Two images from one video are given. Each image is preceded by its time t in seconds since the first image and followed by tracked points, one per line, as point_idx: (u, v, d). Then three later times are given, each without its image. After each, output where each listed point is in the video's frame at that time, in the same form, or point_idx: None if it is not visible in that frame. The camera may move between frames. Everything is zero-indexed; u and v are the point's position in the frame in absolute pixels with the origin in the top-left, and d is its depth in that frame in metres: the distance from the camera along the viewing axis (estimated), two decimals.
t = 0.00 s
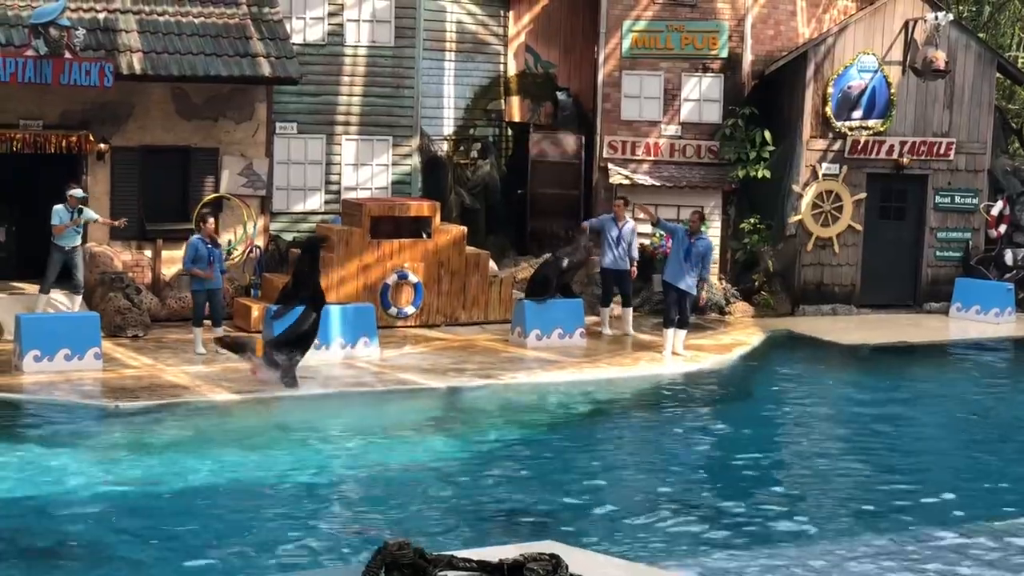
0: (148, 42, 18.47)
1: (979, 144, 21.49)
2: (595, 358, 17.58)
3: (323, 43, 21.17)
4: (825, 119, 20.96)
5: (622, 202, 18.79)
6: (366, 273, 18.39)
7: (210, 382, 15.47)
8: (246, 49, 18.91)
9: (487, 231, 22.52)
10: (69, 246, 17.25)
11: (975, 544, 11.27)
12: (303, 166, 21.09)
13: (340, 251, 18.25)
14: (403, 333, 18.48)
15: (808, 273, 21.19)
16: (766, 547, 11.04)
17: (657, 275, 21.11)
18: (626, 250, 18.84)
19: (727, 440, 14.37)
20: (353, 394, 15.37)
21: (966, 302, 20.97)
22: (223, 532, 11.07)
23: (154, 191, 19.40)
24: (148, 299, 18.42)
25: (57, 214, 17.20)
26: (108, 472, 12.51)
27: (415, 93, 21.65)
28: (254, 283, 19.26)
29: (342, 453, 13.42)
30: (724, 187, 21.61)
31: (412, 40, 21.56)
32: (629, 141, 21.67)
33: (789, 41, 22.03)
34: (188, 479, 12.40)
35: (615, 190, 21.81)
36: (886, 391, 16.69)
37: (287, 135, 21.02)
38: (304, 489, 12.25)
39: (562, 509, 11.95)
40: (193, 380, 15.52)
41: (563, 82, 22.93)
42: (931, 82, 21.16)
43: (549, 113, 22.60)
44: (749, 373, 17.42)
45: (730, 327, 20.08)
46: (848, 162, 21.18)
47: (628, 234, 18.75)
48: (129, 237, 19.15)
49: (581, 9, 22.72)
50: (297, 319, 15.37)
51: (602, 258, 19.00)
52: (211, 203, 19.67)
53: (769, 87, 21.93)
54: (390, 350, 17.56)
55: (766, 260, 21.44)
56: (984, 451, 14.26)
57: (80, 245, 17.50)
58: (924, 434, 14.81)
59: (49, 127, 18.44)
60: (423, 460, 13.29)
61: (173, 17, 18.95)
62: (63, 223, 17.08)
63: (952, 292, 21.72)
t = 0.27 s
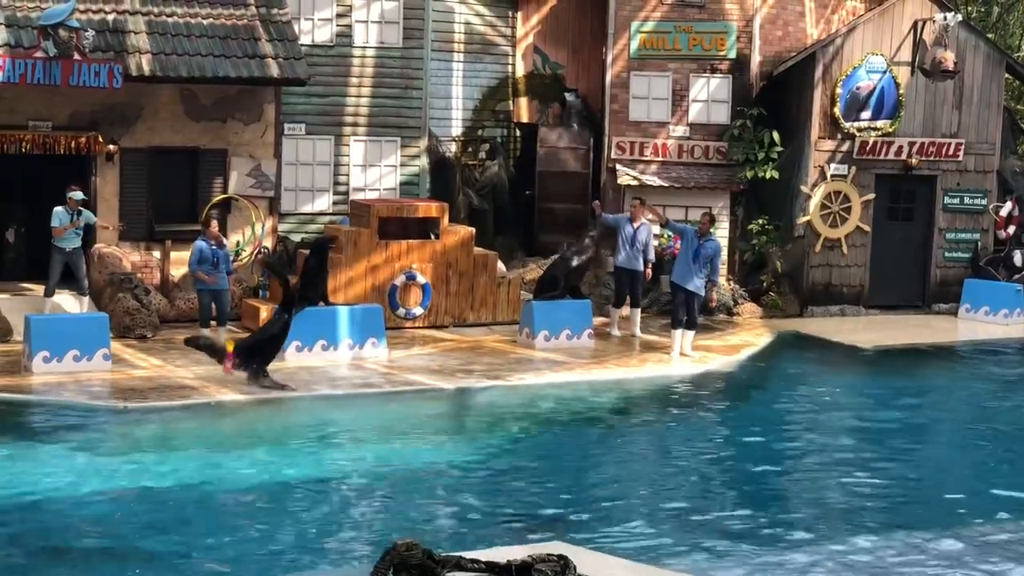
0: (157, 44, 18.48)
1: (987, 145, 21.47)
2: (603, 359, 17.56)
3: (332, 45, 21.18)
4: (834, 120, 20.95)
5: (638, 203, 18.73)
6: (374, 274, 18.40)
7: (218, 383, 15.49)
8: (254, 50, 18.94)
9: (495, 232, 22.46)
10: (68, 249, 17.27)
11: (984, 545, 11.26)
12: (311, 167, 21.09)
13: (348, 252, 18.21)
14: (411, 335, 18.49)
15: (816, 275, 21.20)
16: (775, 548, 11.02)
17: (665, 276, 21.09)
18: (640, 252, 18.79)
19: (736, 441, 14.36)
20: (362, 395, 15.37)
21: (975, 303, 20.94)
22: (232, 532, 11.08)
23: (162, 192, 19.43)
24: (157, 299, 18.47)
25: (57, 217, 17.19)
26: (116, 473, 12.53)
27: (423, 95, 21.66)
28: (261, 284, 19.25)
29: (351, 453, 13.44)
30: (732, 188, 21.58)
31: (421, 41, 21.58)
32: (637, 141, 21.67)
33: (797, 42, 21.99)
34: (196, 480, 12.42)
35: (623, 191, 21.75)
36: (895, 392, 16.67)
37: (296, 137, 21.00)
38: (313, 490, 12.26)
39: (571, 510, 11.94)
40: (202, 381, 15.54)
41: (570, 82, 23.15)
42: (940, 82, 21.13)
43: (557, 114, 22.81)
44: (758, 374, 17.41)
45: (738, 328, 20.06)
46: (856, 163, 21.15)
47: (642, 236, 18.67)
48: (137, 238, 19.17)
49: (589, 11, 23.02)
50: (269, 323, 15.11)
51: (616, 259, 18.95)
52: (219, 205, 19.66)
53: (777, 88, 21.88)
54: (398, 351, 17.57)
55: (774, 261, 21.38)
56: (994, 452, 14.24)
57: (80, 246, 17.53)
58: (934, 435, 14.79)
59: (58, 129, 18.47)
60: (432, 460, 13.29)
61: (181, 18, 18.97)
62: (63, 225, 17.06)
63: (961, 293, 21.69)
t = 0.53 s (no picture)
0: (167, 45, 18.50)
1: (998, 146, 21.44)
2: (613, 361, 17.54)
3: (342, 46, 21.21)
4: (844, 121, 20.91)
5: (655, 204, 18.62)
6: (384, 275, 18.41)
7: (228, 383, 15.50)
8: (265, 52, 18.97)
9: (505, 232, 22.64)
10: (70, 250, 17.34)
11: (996, 547, 11.24)
12: (321, 168, 21.12)
13: (358, 253, 18.20)
14: (421, 335, 18.50)
15: (826, 276, 21.16)
16: (787, 550, 11.01)
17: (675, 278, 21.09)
18: (654, 254, 18.77)
19: (747, 443, 14.35)
20: (372, 395, 15.38)
21: (986, 304, 20.90)
22: (243, 533, 11.08)
23: (173, 193, 19.46)
24: (166, 300, 18.42)
25: (58, 218, 17.27)
26: (127, 474, 12.54)
27: (433, 96, 21.68)
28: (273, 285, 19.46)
29: (361, 454, 13.43)
30: (742, 189, 21.62)
31: (430, 43, 21.60)
32: (647, 143, 21.64)
33: (807, 44, 21.92)
34: (207, 481, 12.42)
35: (634, 193, 21.71)
36: (906, 394, 16.66)
37: (305, 137, 21.05)
38: (324, 491, 12.26)
39: (582, 512, 11.94)
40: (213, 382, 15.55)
41: (580, 84, 22.82)
42: (951, 83, 21.10)
43: (568, 115, 22.66)
44: (768, 376, 17.40)
45: (748, 329, 20.05)
46: (867, 164, 21.11)
47: (656, 238, 18.62)
48: (148, 239, 19.18)
49: (601, 10, 22.69)
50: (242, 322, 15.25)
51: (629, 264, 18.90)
52: (229, 205, 19.66)
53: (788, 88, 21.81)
54: (408, 352, 17.57)
55: (785, 262, 21.34)
56: (1005, 453, 14.22)
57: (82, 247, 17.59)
58: (945, 437, 14.78)
59: (69, 130, 18.52)
60: (442, 461, 13.29)
61: (192, 20, 19.00)
62: (64, 226, 17.15)
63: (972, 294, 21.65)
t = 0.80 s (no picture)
0: (179, 47, 18.53)
1: (1010, 147, 21.38)
2: (624, 362, 17.53)
3: (353, 47, 21.20)
4: (856, 122, 20.87)
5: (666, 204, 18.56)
6: (395, 276, 18.44)
7: (238, 385, 15.51)
8: (276, 53, 18.99)
9: (516, 233, 22.62)
10: (77, 252, 17.37)
11: (1007, 549, 11.22)
12: (333, 169, 21.16)
13: (369, 254, 18.26)
14: (432, 337, 18.51)
15: (838, 277, 21.15)
16: (798, 551, 11.00)
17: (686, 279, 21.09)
18: (664, 254, 18.83)
19: (757, 444, 14.34)
20: (383, 397, 15.40)
21: (998, 305, 20.86)
22: (254, 534, 11.10)
23: (184, 195, 19.50)
24: (178, 302, 18.47)
25: (64, 220, 17.33)
26: (138, 475, 12.56)
27: (444, 97, 21.69)
28: (284, 286, 19.59)
29: (371, 456, 13.43)
30: (753, 190, 21.56)
31: (441, 44, 21.61)
32: (658, 144, 21.63)
33: (819, 45, 21.89)
34: (218, 482, 12.45)
35: (644, 194, 21.68)
36: (917, 395, 16.63)
37: (317, 138, 21.08)
38: (335, 492, 12.28)
39: (593, 513, 11.94)
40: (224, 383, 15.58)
41: (592, 85, 22.96)
42: (963, 84, 21.06)
43: (578, 116, 22.77)
44: (779, 377, 17.38)
45: (759, 330, 20.03)
46: (879, 165, 21.08)
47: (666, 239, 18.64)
48: (159, 240, 19.21)
49: (611, 11, 22.72)
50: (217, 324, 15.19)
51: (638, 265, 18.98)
52: (241, 207, 19.72)
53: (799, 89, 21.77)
54: (419, 353, 17.59)
55: (796, 263, 21.29)
56: (1017, 455, 14.19)
57: (91, 249, 17.60)
58: (956, 438, 14.75)
59: (81, 131, 18.58)
60: (453, 463, 13.30)
61: (203, 22, 19.03)
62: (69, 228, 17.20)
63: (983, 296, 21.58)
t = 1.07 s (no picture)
0: (190, 47, 18.53)
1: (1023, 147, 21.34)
2: (635, 362, 17.51)
3: (364, 47, 21.21)
4: (868, 122, 20.84)
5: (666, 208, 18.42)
6: (406, 276, 18.43)
7: (250, 385, 15.51)
8: (287, 54, 19.01)
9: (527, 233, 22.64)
10: (87, 253, 17.40)
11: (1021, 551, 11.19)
12: (344, 169, 21.18)
13: (380, 254, 18.27)
14: (443, 337, 18.52)
15: (849, 277, 21.11)
16: (810, 552, 10.98)
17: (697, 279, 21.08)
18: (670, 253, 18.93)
19: (769, 445, 14.31)
20: (394, 397, 15.40)
21: (1010, 306, 20.81)
22: (265, 534, 11.10)
23: (195, 195, 19.52)
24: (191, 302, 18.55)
25: (74, 221, 17.36)
26: (149, 475, 12.58)
27: (455, 97, 21.67)
28: (295, 286, 19.62)
29: (382, 456, 13.43)
30: (765, 190, 21.51)
31: (452, 44, 21.59)
32: (670, 144, 21.58)
33: (831, 45, 21.83)
34: (229, 482, 12.46)
35: (656, 195, 21.62)
36: (930, 396, 16.59)
37: (328, 139, 21.10)
38: (346, 492, 12.28)
39: (604, 513, 11.92)
40: (235, 383, 15.59)
41: (603, 85, 22.81)
42: (975, 84, 21.01)
43: (590, 116, 22.67)
44: (790, 378, 17.35)
45: (771, 331, 20.00)
46: (891, 165, 21.03)
47: (670, 238, 18.80)
48: (170, 240, 19.23)
49: (622, 11, 22.64)
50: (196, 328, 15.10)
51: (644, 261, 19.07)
52: (252, 207, 19.73)
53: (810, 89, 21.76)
54: (431, 354, 17.59)
55: (808, 263, 21.22)
56: None
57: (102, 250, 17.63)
58: (969, 439, 14.71)
59: (93, 131, 18.62)
60: (464, 463, 13.29)
61: (215, 22, 19.05)
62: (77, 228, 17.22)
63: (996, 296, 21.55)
